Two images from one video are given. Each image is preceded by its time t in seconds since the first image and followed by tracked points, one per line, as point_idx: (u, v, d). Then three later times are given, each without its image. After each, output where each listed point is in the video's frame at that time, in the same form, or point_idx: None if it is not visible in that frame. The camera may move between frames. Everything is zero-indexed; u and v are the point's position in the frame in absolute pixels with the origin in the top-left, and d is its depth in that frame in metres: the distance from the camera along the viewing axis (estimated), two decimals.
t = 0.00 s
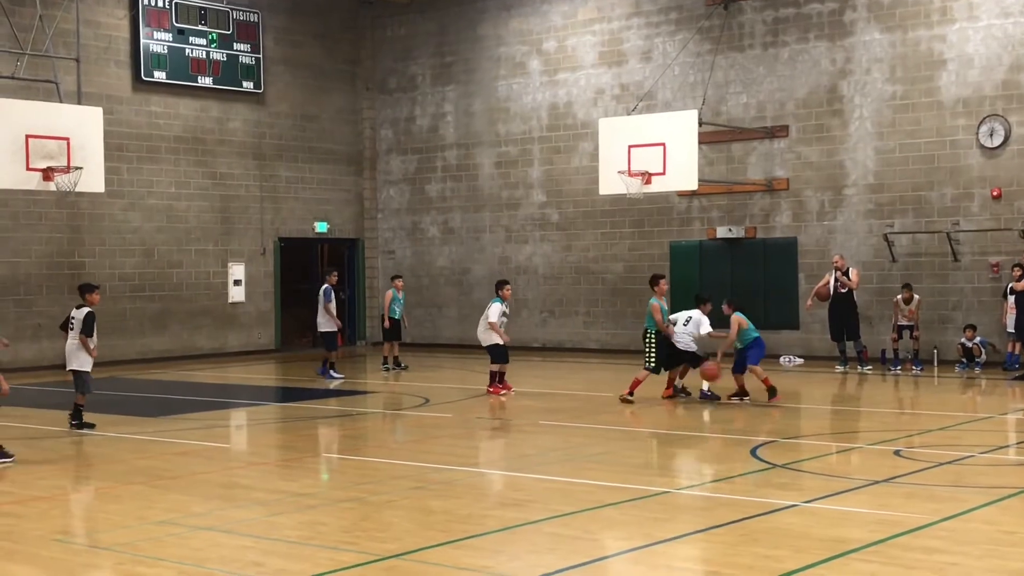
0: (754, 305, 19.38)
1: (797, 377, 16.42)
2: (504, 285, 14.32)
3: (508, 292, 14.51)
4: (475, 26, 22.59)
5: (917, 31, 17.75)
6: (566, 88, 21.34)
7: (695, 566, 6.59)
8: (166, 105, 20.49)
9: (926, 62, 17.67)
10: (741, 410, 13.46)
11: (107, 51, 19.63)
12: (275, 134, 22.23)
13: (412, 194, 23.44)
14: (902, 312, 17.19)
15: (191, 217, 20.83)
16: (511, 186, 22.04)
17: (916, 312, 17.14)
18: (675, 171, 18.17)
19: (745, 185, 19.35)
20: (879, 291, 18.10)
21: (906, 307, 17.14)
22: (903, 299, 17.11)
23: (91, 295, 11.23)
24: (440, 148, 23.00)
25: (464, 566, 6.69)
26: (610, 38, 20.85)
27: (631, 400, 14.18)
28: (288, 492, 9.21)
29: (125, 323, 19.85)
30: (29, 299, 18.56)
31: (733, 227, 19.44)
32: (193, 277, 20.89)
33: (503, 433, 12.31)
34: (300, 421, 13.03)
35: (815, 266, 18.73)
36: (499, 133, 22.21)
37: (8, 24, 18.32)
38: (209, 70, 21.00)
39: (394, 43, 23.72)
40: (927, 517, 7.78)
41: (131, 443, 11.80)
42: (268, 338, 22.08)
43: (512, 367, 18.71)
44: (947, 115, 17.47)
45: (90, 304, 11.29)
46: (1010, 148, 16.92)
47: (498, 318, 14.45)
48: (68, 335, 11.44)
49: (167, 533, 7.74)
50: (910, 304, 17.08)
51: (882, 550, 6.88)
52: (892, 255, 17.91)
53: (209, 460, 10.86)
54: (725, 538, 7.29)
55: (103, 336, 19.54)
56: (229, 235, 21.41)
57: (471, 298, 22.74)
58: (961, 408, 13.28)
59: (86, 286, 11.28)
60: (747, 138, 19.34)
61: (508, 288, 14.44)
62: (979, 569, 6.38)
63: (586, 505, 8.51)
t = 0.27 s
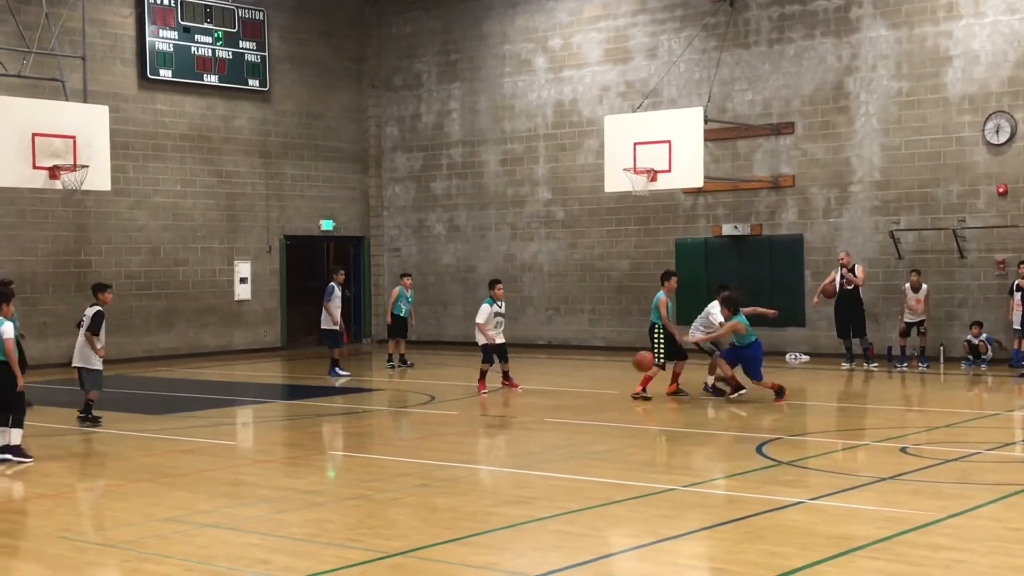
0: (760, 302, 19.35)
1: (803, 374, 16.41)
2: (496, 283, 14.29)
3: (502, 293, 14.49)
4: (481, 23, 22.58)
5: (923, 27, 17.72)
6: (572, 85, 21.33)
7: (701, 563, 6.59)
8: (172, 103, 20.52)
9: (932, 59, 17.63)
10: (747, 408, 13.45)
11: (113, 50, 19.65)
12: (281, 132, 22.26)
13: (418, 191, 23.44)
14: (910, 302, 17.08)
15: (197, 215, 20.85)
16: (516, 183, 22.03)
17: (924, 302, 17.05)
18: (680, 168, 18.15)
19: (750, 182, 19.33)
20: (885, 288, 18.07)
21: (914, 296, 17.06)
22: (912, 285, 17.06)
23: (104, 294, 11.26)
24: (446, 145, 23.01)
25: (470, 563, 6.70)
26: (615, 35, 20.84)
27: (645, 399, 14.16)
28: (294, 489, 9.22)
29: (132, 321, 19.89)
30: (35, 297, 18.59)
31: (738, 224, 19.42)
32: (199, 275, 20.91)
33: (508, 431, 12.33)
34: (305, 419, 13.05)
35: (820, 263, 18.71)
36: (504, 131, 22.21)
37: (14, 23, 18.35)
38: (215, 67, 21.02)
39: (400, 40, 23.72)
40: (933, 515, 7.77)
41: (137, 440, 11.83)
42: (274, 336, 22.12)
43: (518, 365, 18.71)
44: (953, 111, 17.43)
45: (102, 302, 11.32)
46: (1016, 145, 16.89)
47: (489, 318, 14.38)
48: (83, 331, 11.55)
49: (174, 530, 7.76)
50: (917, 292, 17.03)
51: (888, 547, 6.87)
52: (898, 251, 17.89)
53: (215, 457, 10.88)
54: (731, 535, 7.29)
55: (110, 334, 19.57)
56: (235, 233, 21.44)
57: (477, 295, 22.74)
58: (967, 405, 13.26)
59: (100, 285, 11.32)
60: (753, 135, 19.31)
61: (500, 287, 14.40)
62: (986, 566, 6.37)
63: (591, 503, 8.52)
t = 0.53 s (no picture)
0: (778, 300, 19.30)
1: (821, 371, 16.36)
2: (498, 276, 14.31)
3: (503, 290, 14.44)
4: (498, 20, 22.58)
5: (941, 24, 17.63)
6: (588, 82, 21.30)
7: (718, 561, 6.58)
8: (191, 101, 20.59)
9: (950, 56, 17.53)
10: (764, 405, 13.42)
11: (131, 48, 19.73)
12: (298, 130, 22.31)
13: (434, 189, 23.46)
14: (931, 293, 16.96)
15: (215, 213, 20.92)
16: (533, 181, 22.03)
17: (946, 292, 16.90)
18: (698, 166, 18.11)
19: (768, 179, 19.27)
20: (903, 286, 18.00)
21: (937, 285, 16.93)
22: (935, 275, 16.92)
23: (128, 290, 11.32)
24: (462, 143, 23.02)
25: (487, 560, 6.71)
26: (632, 33, 20.80)
27: (662, 396, 14.14)
28: (311, 486, 9.24)
29: (150, 318, 19.97)
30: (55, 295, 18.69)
31: (756, 221, 19.37)
32: (217, 272, 20.98)
33: (525, 428, 12.34)
34: (322, 416, 13.08)
35: (839, 261, 18.63)
36: (521, 128, 22.21)
37: (33, 21, 18.45)
38: (232, 66, 21.09)
39: (417, 38, 23.74)
40: (951, 513, 7.73)
41: (155, 437, 11.88)
42: (291, 333, 22.19)
43: (534, 362, 18.71)
44: (972, 109, 17.34)
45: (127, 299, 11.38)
46: None
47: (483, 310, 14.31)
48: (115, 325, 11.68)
49: (191, 527, 7.79)
50: (940, 281, 16.91)
51: (905, 546, 6.85)
52: (916, 249, 17.82)
53: (233, 454, 10.91)
54: (748, 533, 7.27)
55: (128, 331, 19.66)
56: (253, 230, 21.51)
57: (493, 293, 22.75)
58: (985, 403, 13.19)
59: (125, 281, 11.38)
60: (770, 132, 19.25)
61: (502, 284, 14.41)
62: (1005, 565, 6.34)
63: (608, 500, 8.51)
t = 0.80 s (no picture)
0: (811, 298, 19.21)
1: (855, 370, 16.27)
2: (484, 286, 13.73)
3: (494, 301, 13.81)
4: (530, 19, 22.59)
5: (978, 21, 17.48)
6: (621, 80, 21.27)
7: (751, 560, 6.57)
8: (226, 100, 20.73)
9: (986, 53, 17.39)
10: (797, 404, 13.37)
11: (167, 47, 19.88)
12: (332, 128, 22.42)
13: (466, 187, 23.51)
14: (966, 291, 16.86)
15: (249, 211, 21.06)
16: (565, 179, 22.03)
17: (982, 290, 16.79)
18: (731, 164, 18.05)
19: (802, 177, 19.18)
20: (938, 284, 17.87)
21: (972, 283, 16.82)
22: (971, 272, 16.81)
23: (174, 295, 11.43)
24: (495, 141, 23.05)
25: (520, 557, 6.72)
26: (665, 30, 20.75)
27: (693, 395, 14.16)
28: (345, 482, 9.29)
29: (185, 315, 20.12)
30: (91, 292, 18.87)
31: (790, 220, 19.29)
32: (251, 270, 21.12)
33: (557, 426, 12.35)
34: (355, 413, 13.14)
35: (873, 259, 18.52)
36: (553, 126, 22.21)
37: (70, 20, 18.62)
38: (267, 65, 21.23)
39: (449, 37, 23.79)
40: (987, 512, 7.68)
41: (190, 433, 11.98)
42: (324, 331, 22.30)
43: (566, 360, 18.71)
44: (1009, 106, 17.17)
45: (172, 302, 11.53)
46: None
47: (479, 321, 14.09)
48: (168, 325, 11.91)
49: (227, 522, 7.85)
50: (976, 279, 16.79)
51: (940, 545, 6.81)
52: (952, 248, 17.68)
53: (267, 450, 10.99)
54: (782, 532, 7.25)
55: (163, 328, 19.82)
56: (287, 228, 21.63)
57: (525, 291, 22.77)
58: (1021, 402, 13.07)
59: (172, 285, 11.52)
60: (804, 130, 19.15)
61: (490, 297, 13.77)
62: None
63: (641, 498, 8.50)
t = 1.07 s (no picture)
0: (853, 297, 19.06)
1: (897, 370, 16.13)
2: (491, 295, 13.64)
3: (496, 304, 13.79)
4: (570, 16, 22.56)
5: None
6: (661, 77, 21.20)
7: (792, 560, 6.52)
8: (267, 97, 20.86)
9: None
10: (838, 403, 13.27)
11: (209, 45, 20.01)
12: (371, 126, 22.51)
13: (505, 184, 23.53)
14: (1008, 289, 16.60)
15: (290, 208, 21.17)
16: (604, 176, 21.99)
17: None
18: (773, 161, 17.95)
19: (844, 175, 19.02)
20: (981, 283, 17.68)
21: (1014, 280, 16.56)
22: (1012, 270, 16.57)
23: (217, 297, 11.57)
24: (533, 138, 23.05)
25: (560, 555, 6.70)
26: (706, 27, 20.66)
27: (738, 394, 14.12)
28: (384, 478, 9.32)
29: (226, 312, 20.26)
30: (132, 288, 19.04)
31: (831, 218, 19.14)
32: (291, 267, 21.23)
33: (596, 423, 12.32)
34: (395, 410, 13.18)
35: (916, 258, 18.34)
36: (593, 124, 22.17)
37: (113, 19, 18.78)
38: (307, 63, 21.34)
39: (489, 34, 23.82)
40: None
41: (232, 428, 12.05)
42: (363, 328, 22.39)
43: (605, 358, 18.68)
44: None
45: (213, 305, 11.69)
46: None
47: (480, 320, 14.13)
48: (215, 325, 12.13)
49: (268, 517, 7.89)
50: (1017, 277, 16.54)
51: (984, 546, 6.73)
52: (996, 246, 17.49)
53: (307, 446, 11.03)
54: (823, 532, 7.19)
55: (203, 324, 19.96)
56: (326, 225, 21.73)
57: (564, 289, 22.75)
58: None
59: (214, 288, 11.65)
60: (846, 127, 19.00)
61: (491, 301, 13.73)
62: None
63: (681, 497, 8.46)
